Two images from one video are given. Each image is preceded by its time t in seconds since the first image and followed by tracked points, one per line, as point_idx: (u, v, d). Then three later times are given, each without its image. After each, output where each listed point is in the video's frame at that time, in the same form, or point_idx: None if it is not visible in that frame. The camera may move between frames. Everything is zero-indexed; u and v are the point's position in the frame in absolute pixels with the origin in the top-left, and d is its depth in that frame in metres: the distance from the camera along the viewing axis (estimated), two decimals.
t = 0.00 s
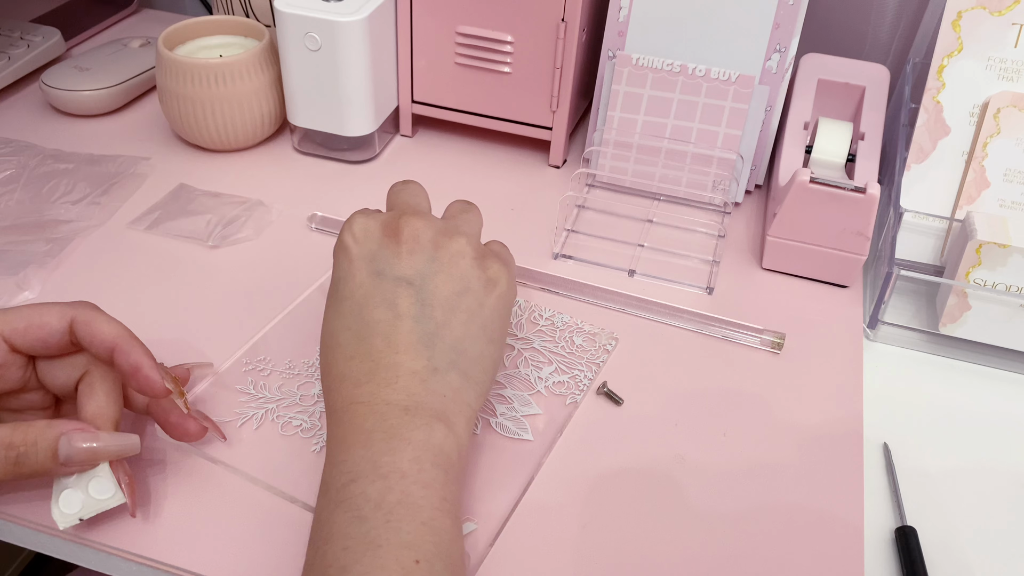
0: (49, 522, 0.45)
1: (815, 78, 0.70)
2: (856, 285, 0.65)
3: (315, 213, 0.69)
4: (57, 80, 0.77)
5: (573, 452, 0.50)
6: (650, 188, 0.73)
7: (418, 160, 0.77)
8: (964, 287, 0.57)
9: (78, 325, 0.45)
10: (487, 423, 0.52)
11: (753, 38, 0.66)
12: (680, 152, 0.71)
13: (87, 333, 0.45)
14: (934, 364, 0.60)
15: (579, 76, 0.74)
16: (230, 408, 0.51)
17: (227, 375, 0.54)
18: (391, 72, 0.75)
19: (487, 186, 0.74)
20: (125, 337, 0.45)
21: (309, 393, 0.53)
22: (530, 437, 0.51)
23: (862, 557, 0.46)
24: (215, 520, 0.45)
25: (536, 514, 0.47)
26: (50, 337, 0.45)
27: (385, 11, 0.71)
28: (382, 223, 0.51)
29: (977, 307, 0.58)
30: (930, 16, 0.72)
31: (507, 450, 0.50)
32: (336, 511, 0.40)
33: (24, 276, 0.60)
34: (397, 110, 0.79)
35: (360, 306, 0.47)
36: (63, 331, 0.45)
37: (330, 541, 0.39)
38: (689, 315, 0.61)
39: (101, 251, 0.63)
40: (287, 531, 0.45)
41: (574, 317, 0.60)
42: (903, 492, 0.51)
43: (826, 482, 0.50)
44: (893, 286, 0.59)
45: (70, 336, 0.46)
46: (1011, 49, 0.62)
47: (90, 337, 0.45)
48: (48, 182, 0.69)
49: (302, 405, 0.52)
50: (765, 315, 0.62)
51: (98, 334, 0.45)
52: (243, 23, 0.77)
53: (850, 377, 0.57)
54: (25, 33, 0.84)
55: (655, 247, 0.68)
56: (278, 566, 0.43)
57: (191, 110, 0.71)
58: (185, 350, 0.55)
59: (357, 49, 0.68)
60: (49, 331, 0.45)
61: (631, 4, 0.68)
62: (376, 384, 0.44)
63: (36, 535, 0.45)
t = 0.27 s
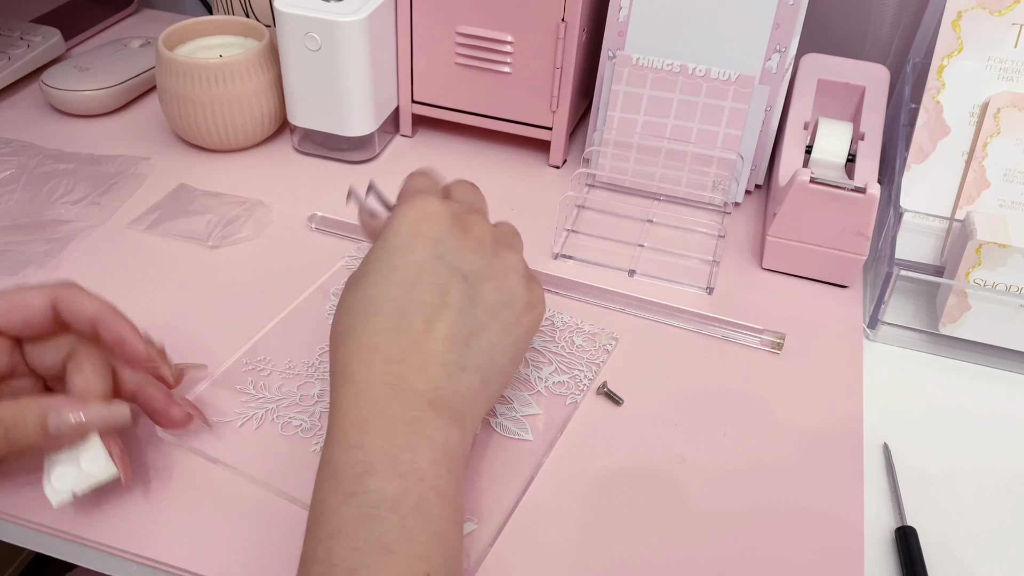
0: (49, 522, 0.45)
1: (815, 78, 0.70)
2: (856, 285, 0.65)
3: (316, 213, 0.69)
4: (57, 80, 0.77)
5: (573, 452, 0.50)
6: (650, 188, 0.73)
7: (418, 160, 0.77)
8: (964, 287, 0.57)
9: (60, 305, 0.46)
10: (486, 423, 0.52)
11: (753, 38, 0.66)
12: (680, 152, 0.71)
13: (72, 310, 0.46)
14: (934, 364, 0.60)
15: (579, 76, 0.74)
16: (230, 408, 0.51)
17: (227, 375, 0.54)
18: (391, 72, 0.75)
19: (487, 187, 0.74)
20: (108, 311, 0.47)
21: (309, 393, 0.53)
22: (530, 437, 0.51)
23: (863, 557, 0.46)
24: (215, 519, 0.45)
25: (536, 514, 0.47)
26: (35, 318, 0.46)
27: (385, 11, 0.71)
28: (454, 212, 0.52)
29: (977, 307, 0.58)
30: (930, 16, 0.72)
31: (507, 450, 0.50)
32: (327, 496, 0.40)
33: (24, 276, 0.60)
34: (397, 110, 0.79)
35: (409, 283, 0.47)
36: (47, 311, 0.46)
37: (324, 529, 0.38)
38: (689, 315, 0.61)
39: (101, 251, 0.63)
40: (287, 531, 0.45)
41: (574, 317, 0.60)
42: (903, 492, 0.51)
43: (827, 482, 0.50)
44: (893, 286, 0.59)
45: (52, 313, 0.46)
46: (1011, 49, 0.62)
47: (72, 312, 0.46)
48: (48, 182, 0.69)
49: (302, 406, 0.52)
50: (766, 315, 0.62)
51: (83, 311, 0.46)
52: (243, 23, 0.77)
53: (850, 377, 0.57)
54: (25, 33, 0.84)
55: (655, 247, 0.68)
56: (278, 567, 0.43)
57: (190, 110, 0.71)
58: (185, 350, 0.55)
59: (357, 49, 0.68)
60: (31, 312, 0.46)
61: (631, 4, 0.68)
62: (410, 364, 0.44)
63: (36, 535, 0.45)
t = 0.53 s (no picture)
0: (49, 522, 0.45)
1: (815, 78, 0.70)
2: (856, 285, 0.65)
3: (334, 195, 0.70)
4: (58, 80, 0.77)
5: (573, 452, 0.50)
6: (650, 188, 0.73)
7: (418, 160, 0.77)
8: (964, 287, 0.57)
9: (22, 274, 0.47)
10: (487, 423, 0.52)
11: (753, 38, 0.66)
12: (680, 152, 0.71)
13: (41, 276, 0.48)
14: (933, 364, 0.60)
15: (579, 76, 0.74)
16: (230, 408, 0.51)
17: (227, 375, 0.54)
18: (391, 72, 0.75)
19: (487, 187, 0.74)
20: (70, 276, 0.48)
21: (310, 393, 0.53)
22: (530, 437, 0.51)
23: (862, 557, 0.46)
24: (215, 519, 0.45)
25: (536, 514, 0.47)
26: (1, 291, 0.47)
27: (385, 11, 0.71)
28: (400, 214, 0.56)
29: (977, 307, 0.58)
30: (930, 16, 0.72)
31: (507, 450, 0.50)
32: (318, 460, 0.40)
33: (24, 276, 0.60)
34: (397, 110, 0.79)
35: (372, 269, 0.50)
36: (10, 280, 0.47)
37: (310, 486, 0.39)
38: (694, 297, 0.62)
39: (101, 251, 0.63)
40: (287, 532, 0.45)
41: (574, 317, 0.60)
42: (903, 493, 0.51)
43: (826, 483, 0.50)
44: (892, 286, 0.59)
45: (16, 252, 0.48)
46: (1011, 49, 0.62)
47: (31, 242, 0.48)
48: (48, 183, 0.69)
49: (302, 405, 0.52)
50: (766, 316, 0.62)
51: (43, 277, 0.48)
52: (244, 23, 0.77)
53: (850, 377, 0.57)
54: (25, 33, 0.84)
55: (655, 246, 0.68)
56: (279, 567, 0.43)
57: (191, 110, 0.71)
58: (185, 350, 0.55)
59: (357, 50, 0.68)
60: None
61: (631, 4, 0.68)
62: (382, 330, 0.46)
63: (36, 535, 0.45)
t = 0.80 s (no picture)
0: (49, 522, 0.45)
1: (815, 78, 0.70)
2: (856, 285, 0.65)
3: (335, 195, 0.71)
4: (58, 80, 0.77)
5: (573, 452, 0.50)
6: (650, 188, 0.73)
7: (418, 160, 0.77)
8: (964, 287, 0.57)
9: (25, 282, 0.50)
10: (486, 422, 0.52)
11: (753, 38, 0.66)
12: (680, 152, 0.71)
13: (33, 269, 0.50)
14: (933, 364, 0.60)
15: (579, 76, 0.74)
16: (230, 408, 0.51)
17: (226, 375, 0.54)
18: (391, 72, 0.75)
19: (487, 186, 0.74)
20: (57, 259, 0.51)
21: (309, 392, 0.53)
22: (530, 436, 0.51)
23: (863, 558, 0.46)
24: (216, 519, 0.45)
25: (536, 514, 0.47)
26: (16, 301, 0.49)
27: (385, 11, 0.71)
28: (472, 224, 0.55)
29: (977, 307, 0.58)
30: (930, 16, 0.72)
31: (506, 449, 0.50)
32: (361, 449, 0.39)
33: (24, 276, 0.60)
34: (397, 110, 0.79)
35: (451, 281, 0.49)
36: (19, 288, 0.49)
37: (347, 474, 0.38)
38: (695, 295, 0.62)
39: (102, 250, 0.63)
40: (287, 531, 0.45)
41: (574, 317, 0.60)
42: (903, 492, 0.51)
43: (826, 483, 0.50)
44: (892, 286, 0.59)
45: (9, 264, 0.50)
46: (1011, 49, 0.62)
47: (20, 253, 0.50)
48: (48, 182, 0.69)
49: (302, 405, 0.52)
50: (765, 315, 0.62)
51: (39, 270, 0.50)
52: (244, 23, 0.77)
53: (850, 377, 0.57)
54: (25, 33, 0.84)
55: (655, 246, 0.68)
56: (279, 566, 0.43)
57: (191, 110, 0.72)
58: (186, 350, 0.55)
59: (357, 50, 0.68)
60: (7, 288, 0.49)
61: (631, 4, 0.68)
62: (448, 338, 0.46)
63: (36, 534, 0.45)
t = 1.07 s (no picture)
0: (49, 522, 0.45)
1: (815, 78, 0.70)
2: (856, 285, 0.65)
3: (335, 195, 0.71)
4: (58, 80, 0.77)
5: (573, 452, 0.50)
6: (650, 188, 0.73)
7: (418, 160, 0.77)
8: (964, 287, 0.57)
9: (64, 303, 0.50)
10: (486, 422, 0.52)
11: (753, 38, 0.66)
12: (680, 152, 0.71)
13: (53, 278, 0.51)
14: (933, 364, 0.60)
15: (579, 76, 0.74)
16: (231, 408, 0.51)
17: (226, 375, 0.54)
18: (391, 72, 0.75)
19: (487, 186, 0.74)
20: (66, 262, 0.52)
21: (309, 392, 0.53)
22: (530, 436, 0.51)
23: (863, 558, 0.46)
24: (215, 519, 0.45)
25: (535, 514, 0.47)
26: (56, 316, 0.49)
27: (385, 11, 0.71)
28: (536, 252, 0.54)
29: (977, 307, 0.58)
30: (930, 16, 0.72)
31: (506, 449, 0.50)
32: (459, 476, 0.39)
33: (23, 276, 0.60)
34: (397, 110, 0.79)
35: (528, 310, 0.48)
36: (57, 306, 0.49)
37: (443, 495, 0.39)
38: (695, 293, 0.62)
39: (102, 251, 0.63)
40: (286, 531, 0.45)
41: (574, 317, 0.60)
42: (902, 492, 0.51)
43: (826, 482, 0.50)
44: (893, 286, 0.59)
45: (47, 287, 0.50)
46: (1011, 49, 0.62)
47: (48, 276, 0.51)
48: (48, 182, 0.69)
49: (302, 405, 0.52)
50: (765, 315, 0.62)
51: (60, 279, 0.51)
52: (244, 23, 0.77)
53: (850, 377, 0.57)
54: (25, 33, 0.84)
55: (655, 247, 0.68)
56: (278, 566, 0.43)
57: (191, 110, 0.72)
58: (186, 349, 0.55)
59: (357, 49, 0.68)
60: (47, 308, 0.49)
61: (631, 4, 0.68)
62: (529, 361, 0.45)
63: (36, 534, 0.45)
